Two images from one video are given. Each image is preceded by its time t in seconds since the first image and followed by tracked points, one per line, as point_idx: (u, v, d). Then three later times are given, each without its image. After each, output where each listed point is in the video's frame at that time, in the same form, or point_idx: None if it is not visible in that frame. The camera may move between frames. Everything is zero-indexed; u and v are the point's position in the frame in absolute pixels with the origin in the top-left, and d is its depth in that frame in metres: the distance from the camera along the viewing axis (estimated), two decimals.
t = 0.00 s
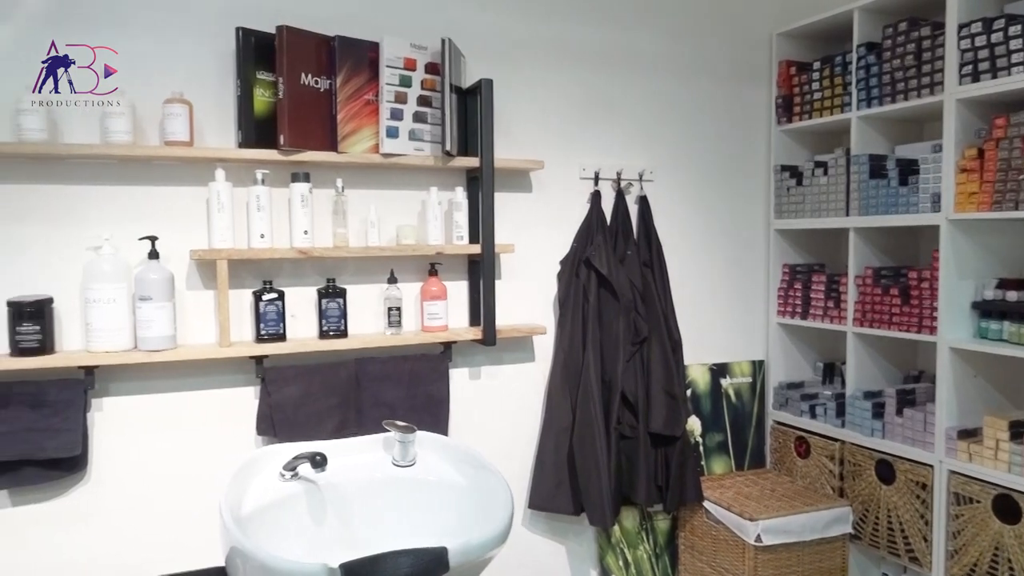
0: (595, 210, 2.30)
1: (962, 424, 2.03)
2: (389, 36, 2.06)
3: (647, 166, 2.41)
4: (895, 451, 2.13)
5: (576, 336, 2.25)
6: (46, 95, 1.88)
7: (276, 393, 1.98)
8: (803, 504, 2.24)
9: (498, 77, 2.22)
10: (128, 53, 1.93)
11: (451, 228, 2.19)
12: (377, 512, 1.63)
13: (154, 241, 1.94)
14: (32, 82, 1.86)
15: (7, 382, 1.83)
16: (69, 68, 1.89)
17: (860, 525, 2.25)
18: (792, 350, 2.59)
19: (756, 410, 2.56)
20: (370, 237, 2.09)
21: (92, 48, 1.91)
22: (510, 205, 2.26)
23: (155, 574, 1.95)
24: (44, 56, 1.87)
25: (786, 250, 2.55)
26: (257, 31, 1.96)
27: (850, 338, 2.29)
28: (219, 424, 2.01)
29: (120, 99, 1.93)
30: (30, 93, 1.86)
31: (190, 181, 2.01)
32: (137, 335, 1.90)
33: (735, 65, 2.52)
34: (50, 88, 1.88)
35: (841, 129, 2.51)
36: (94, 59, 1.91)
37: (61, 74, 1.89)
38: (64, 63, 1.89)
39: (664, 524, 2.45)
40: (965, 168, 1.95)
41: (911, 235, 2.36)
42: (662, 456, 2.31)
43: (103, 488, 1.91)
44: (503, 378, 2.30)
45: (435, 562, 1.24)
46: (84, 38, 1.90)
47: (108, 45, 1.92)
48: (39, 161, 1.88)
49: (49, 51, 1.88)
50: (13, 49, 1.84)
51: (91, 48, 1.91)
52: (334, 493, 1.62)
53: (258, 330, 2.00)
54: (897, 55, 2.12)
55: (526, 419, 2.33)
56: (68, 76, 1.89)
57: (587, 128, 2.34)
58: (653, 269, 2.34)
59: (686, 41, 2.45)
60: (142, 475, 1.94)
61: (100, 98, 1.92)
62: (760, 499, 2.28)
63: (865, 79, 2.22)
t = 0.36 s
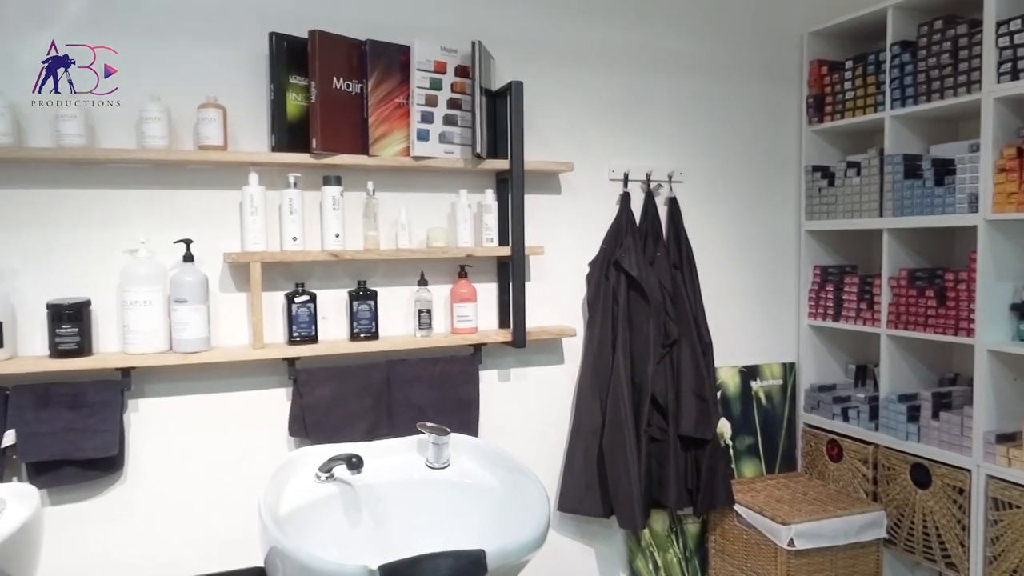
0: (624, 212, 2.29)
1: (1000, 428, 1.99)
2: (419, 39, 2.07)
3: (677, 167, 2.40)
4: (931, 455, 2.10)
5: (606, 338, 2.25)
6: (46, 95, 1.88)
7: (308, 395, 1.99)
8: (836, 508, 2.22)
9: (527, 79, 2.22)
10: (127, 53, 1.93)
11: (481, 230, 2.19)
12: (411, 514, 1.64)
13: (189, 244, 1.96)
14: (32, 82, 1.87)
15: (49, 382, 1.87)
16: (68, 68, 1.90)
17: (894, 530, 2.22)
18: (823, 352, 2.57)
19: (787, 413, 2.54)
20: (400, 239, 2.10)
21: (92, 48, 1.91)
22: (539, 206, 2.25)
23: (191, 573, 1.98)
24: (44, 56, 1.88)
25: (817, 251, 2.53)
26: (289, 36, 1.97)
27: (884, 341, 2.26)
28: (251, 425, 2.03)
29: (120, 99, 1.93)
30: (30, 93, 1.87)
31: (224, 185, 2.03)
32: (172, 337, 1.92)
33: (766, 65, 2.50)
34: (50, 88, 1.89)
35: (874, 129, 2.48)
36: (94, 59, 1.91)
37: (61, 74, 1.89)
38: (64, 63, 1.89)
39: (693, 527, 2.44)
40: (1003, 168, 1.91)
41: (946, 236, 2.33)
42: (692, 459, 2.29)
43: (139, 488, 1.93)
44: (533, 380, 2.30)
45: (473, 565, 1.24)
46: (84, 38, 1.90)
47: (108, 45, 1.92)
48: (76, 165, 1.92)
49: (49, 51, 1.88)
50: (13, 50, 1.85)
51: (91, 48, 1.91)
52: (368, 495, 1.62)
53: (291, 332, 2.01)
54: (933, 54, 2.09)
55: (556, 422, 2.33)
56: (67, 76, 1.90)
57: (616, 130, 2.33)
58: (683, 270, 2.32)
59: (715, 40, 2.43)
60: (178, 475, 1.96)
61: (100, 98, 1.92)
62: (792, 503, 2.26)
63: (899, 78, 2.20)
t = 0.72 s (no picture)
0: (656, 210, 2.28)
1: None
2: (452, 38, 2.07)
3: (708, 165, 2.38)
4: (969, 457, 2.07)
5: (637, 337, 2.24)
6: (46, 95, 1.89)
7: (341, 392, 2.00)
8: (871, 510, 2.19)
9: (558, 77, 2.22)
10: (128, 53, 1.93)
11: (512, 228, 2.19)
12: (446, 512, 1.65)
13: (225, 243, 1.98)
14: (32, 83, 1.87)
15: (91, 378, 1.91)
16: (69, 69, 1.90)
17: (930, 532, 2.19)
18: (856, 352, 2.54)
19: (819, 413, 2.52)
20: (432, 238, 2.10)
21: (92, 48, 1.91)
22: (569, 205, 2.25)
23: (228, 567, 2.00)
24: (45, 56, 1.88)
25: (850, 250, 2.50)
26: (323, 35, 1.98)
27: (920, 341, 2.23)
28: (285, 422, 2.05)
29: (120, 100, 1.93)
30: (30, 94, 1.87)
31: (258, 183, 2.05)
32: (208, 334, 1.95)
33: (798, 62, 2.48)
34: (51, 88, 1.89)
35: (909, 126, 2.45)
36: (94, 59, 1.91)
37: (62, 74, 1.90)
38: (65, 63, 1.90)
39: (724, 528, 2.42)
40: None
41: (984, 234, 2.30)
42: (723, 459, 2.28)
43: (175, 483, 1.96)
44: (563, 378, 2.29)
45: (514, 561, 1.24)
46: (85, 38, 1.90)
47: (108, 45, 1.92)
48: (114, 165, 1.94)
49: (49, 51, 1.89)
50: (13, 51, 1.86)
51: (91, 48, 1.91)
52: (404, 492, 1.63)
53: (324, 330, 2.02)
54: (972, 49, 2.05)
55: (585, 420, 2.32)
56: (68, 76, 1.90)
57: (647, 127, 2.32)
58: (714, 269, 2.31)
59: (747, 37, 2.41)
60: (213, 470, 1.99)
61: (99, 99, 1.92)
62: (825, 504, 2.24)
63: (937, 75, 2.16)
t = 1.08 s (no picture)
0: (686, 209, 2.28)
1: None
2: (483, 38, 2.08)
3: (738, 164, 2.37)
4: (1004, 461, 2.03)
5: (666, 337, 2.23)
6: (46, 95, 1.90)
7: (372, 389, 2.02)
8: (903, 512, 2.17)
9: (588, 76, 2.22)
10: (128, 53, 1.93)
11: (542, 227, 2.20)
12: (477, 509, 1.66)
13: (259, 241, 2.00)
14: (32, 83, 1.88)
15: (126, 373, 1.94)
16: (68, 68, 1.91)
17: (964, 536, 2.17)
18: (888, 353, 2.52)
19: (849, 415, 2.50)
20: (462, 236, 2.11)
21: (92, 48, 1.92)
22: (599, 204, 2.25)
23: (260, 561, 2.03)
24: (44, 56, 1.89)
25: (883, 251, 2.48)
26: (355, 36, 2.00)
27: (954, 342, 2.20)
28: (317, 418, 2.07)
29: (121, 99, 1.94)
30: (30, 93, 1.88)
31: (291, 183, 2.08)
32: (242, 331, 1.97)
33: (830, 60, 2.46)
34: (50, 88, 1.90)
35: (943, 124, 2.42)
36: (94, 59, 1.92)
37: (61, 74, 1.91)
38: (64, 63, 1.91)
39: (753, 529, 2.41)
40: None
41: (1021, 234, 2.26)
42: (753, 460, 2.27)
43: (209, 478, 1.99)
44: (591, 378, 2.30)
45: (550, 559, 1.25)
46: (84, 38, 1.91)
47: (108, 45, 1.92)
48: (150, 164, 1.98)
49: (49, 51, 1.89)
50: (13, 51, 1.87)
51: (91, 48, 1.92)
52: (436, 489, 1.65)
53: (355, 328, 2.04)
54: (1010, 47, 2.02)
55: (613, 420, 2.32)
56: (67, 76, 1.91)
57: (677, 126, 2.31)
58: (745, 269, 2.30)
59: (779, 35, 2.39)
60: (246, 466, 2.01)
61: (100, 98, 1.93)
62: (857, 507, 2.22)
63: (973, 73, 2.13)
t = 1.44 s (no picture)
0: (709, 209, 2.27)
1: None
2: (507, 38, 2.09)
3: (762, 163, 2.36)
4: None
5: (689, 337, 2.23)
6: (46, 95, 1.92)
7: (397, 387, 2.04)
8: (930, 514, 2.16)
9: (611, 76, 2.22)
10: (127, 53, 1.94)
11: (565, 226, 2.20)
12: (503, 507, 1.68)
13: (286, 241, 2.02)
14: (32, 83, 1.90)
15: (153, 371, 1.96)
16: (68, 68, 1.92)
17: (992, 538, 2.15)
18: (914, 353, 2.50)
19: (874, 415, 2.48)
20: (486, 236, 2.12)
21: (92, 48, 1.93)
22: (622, 204, 2.25)
23: (288, 558, 2.05)
24: (44, 56, 1.90)
25: (908, 250, 2.46)
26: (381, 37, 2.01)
27: (982, 342, 2.18)
28: (343, 416, 2.09)
29: (120, 99, 1.95)
30: (30, 93, 1.90)
31: (317, 183, 2.10)
32: (269, 329, 1.99)
33: (855, 58, 2.44)
34: (50, 88, 1.92)
35: (970, 122, 2.41)
36: (94, 59, 1.93)
37: (62, 74, 1.92)
38: (64, 63, 1.92)
39: (776, 529, 2.40)
40: None
41: None
42: (777, 460, 2.26)
43: (237, 475, 2.01)
44: (615, 377, 2.30)
45: (579, 557, 1.26)
46: (84, 39, 1.92)
47: (108, 45, 1.93)
48: (180, 165, 2.00)
49: (49, 51, 1.91)
50: (14, 51, 1.88)
51: (91, 48, 1.93)
52: (462, 487, 1.66)
53: (381, 327, 2.06)
54: None
55: (636, 419, 2.32)
56: (67, 76, 1.92)
57: (699, 124, 2.31)
58: (769, 269, 2.29)
59: (803, 33, 2.38)
60: (272, 463, 2.04)
61: (100, 98, 1.94)
62: (883, 508, 2.21)
63: (1002, 70, 2.11)
